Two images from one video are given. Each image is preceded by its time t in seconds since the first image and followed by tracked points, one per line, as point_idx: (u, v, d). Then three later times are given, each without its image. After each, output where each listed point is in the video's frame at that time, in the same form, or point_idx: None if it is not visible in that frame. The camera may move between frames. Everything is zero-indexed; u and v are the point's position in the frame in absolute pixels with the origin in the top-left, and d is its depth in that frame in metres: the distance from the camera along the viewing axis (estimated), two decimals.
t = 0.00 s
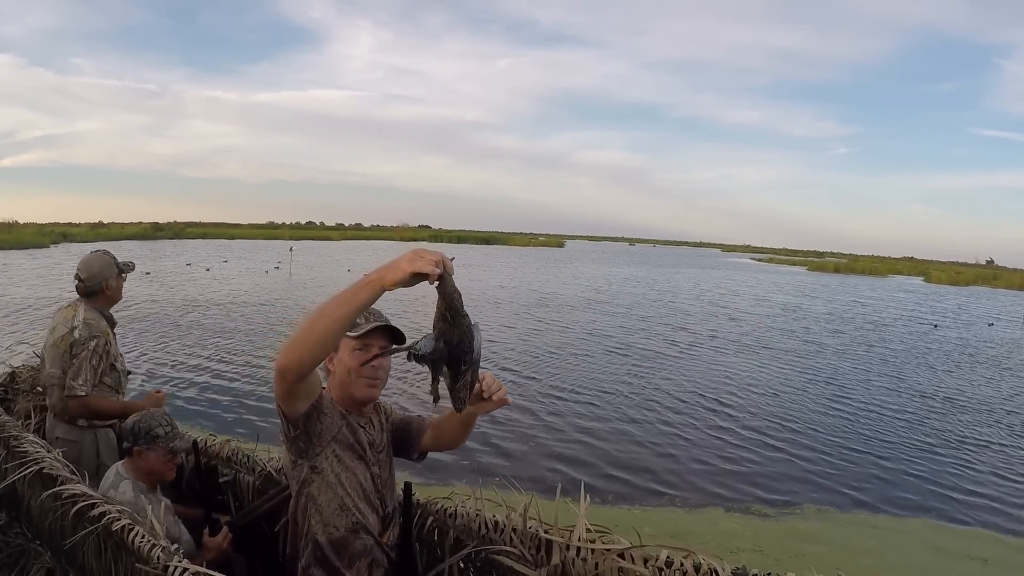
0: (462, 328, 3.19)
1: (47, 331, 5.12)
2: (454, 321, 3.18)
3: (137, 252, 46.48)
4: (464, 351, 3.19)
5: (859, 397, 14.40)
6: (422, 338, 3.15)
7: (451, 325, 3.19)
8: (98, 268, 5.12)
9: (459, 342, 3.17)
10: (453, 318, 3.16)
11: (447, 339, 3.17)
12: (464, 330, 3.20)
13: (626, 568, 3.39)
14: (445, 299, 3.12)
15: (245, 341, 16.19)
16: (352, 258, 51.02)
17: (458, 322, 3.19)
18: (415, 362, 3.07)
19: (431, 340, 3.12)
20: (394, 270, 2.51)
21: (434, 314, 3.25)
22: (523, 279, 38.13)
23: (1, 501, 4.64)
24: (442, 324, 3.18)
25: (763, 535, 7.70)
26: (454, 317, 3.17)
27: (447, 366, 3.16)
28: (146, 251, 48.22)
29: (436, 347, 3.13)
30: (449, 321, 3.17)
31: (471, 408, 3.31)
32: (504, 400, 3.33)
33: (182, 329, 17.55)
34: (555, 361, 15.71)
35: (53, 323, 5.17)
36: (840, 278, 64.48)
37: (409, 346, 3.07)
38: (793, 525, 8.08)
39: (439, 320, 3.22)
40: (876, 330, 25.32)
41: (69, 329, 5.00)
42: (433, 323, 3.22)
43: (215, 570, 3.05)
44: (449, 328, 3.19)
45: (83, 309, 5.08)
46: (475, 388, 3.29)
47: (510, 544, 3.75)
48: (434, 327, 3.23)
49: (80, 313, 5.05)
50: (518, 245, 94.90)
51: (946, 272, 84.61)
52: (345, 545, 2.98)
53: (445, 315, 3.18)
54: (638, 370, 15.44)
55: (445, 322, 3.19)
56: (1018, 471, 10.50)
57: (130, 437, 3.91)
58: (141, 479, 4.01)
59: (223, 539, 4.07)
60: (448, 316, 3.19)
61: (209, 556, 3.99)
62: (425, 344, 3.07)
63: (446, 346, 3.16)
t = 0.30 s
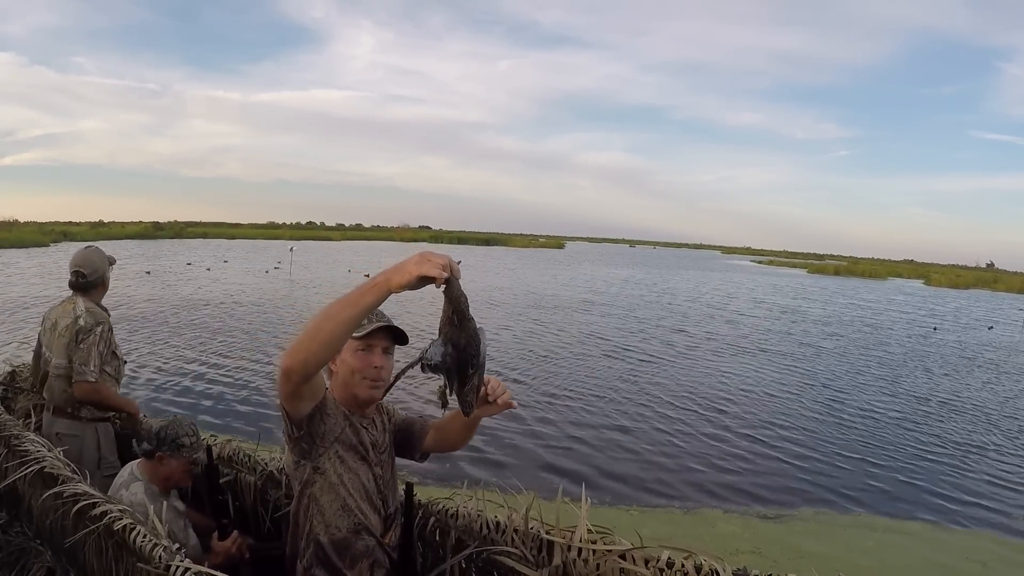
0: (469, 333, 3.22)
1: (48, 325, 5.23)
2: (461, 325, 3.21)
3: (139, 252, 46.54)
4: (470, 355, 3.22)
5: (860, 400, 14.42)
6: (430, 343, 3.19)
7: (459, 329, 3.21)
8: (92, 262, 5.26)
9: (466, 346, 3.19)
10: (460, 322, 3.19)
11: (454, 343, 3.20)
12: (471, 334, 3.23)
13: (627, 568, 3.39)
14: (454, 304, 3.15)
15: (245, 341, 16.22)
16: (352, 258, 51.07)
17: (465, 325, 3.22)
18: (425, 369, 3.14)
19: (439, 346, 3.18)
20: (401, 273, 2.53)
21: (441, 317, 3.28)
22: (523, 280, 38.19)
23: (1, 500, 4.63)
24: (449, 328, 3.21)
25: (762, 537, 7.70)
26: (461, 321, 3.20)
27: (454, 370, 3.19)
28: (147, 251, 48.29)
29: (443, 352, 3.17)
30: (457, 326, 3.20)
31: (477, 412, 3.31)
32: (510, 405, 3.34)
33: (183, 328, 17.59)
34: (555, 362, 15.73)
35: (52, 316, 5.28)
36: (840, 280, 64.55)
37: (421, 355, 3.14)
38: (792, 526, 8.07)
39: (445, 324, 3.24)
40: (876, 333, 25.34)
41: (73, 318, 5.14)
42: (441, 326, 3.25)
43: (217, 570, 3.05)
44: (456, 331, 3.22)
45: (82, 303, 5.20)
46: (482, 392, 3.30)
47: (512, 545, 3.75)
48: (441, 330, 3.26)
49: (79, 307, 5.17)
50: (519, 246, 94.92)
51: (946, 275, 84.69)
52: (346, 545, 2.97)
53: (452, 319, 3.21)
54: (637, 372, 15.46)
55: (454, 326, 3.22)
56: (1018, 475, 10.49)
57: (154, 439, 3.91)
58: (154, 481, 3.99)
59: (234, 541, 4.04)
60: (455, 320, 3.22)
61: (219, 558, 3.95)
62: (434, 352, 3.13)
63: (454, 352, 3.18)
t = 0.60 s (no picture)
0: (469, 331, 3.23)
1: (45, 322, 5.35)
2: (461, 324, 3.22)
3: (138, 251, 46.50)
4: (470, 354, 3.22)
5: (860, 400, 14.42)
6: (430, 343, 3.22)
7: (458, 328, 3.22)
8: (87, 260, 5.48)
9: (465, 345, 3.20)
10: (460, 321, 3.21)
11: (454, 342, 3.20)
12: (471, 333, 3.24)
13: (628, 567, 3.39)
14: (452, 304, 3.17)
15: (245, 341, 16.23)
16: (352, 258, 51.05)
17: (465, 325, 3.23)
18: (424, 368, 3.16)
19: (439, 345, 3.18)
20: (402, 271, 2.53)
21: (441, 317, 3.29)
22: (523, 280, 38.21)
23: (2, 499, 4.63)
24: (449, 327, 3.22)
25: (762, 537, 7.69)
26: (461, 320, 3.22)
27: (454, 370, 3.19)
28: (147, 250, 48.26)
29: (443, 351, 3.18)
30: (457, 325, 3.21)
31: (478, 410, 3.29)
32: (511, 403, 3.33)
33: (182, 328, 17.59)
34: (554, 362, 15.74)
35: (50, 313, 5.41)
36: (839, 280, 64.58)
37: (420, 355, 3.17)
38: (791, 526, 8.07)
39: (446, 323, 3.25)
40: (876, 333, 25.34)
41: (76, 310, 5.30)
42: (441, 326, 3.26)
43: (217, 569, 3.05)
44: (457, 331, 3.23)
45: (79, 299, 5.39)
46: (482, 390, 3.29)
47: (513, 544, 3.75)
48: (442, 330, 3.27)
49: (76, 302, 5.36)
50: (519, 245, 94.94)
51: (946, 275, 84.72)
52: (346, 545, 2.97)
53: (452, 318, 3.22)
54: (637, 372, 15.47)
55: (454, 325, 3.23)
56: (1017, 475, 10.49)
57: (175, 447, 3.95)
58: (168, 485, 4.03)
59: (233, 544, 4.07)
60: (455, 319, 3.23)
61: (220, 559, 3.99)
62: (434, 351, 3.16)
63: (453, 352, 3.18)
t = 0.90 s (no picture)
0: (475, 330, 3.21)
1: (47, 315, 5.37)
2: (468, 323, 3.20)
3: (139, 245, 46.49)
4: (476, 353, 3.20)
5: (860, 400, 14.40)
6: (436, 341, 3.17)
7: (465, 327, 3.20)
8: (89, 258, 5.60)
9: (472, 344, 3.18)
10: (467, 320, 3.18)
11: (460, 340, 3.17)
12: (477, 332, 3.22)
13: (631, 565, 3.36)
14: (458, 302, 3.15)
15: (245, 336, 16.22)
16: (353, 254, 51.02)
17: (472, 323, 3.20)
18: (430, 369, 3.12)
19: (446, 344, 3.13)
20: (407, 269, 2.50)
21: (447, 316, 3.26)
22: (524, 277, 38.20)
23: (2, 494, 4.61)
24: (455, 326, 3.19)
25: (761, 536, 7.68)
26: (468, 318, 3.19)
27: (461, 369, 3.15)
28: (149, 245, 48.28)
29: (450, 350, 3.14)
30: (463, 323, 3.18)
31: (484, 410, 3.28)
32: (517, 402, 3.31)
33: (183, 323, 17.59)
34: (555, 359, 15.73)
35: (51, 308, 5.44)
36: (840, 280, 64.56)
37: (427, 354, 3.11)
38: (791, 525, 8.06)
39: (452, 321, 3.22)
40: (876, 333, 25.34)
41: (82, 304, 5.37)
42: (447, 325, 3.23)
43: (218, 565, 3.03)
44: (463, 329, 3.20)
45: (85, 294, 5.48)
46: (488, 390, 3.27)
47: (516, 541, 3.73)
48: (448, 328, 3.24)
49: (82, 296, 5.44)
50: (520, 243, 94.78)
51: (946, 276, 84.69)
52: (348, 541, 2.95)
53: (459, 317, 3.19)
54: (637, 370, 15.47)
55: (461, 323, 3.20)
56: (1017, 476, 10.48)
57: (200, 450, 3.98)
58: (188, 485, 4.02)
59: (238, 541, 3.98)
60: (462, 317, 3.20)
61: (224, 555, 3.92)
62: (442, 351, 3.10)
63: (459, 351, 3.15)
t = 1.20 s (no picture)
0: (480, 326, 3.13)
1: (55, 314, 5.35)
2: (473, 318, 3.13)
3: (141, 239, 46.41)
4: (482, 348, 3.15)
5: (861, 402, 14.36)
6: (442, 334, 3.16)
7: (471, 322, 3.13)
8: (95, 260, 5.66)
9: (478, 339, 3.12)
10: (473, 315, 3.11)
11: (466, 336, 3.12)
12: (483, 327, 3.15)
13: (636, 564, 3.34)
14: (461, 298, 3.07)
15: (246, 330, 16.19)
16: (355, 249, 50.94)
17: (477, 319, 3.13)
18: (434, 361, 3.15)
19: (450, 338, 3.11)
20: (415, 264, 2.47)
21: (453, 311, 3.20)
22: (525, 275, 38.17)
23: (2, 486, 4.58)
24: (461, 321, 3.13)
25: (760, 536, 7.65)
26: (474, 314, 3.12)
27: (466, 364, 3.13)
28: (150, 238, 48.24)
29: (454, 345, 3.11)
30: (468, 319, 3.11)
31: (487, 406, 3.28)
32: (520, 398, 3.32)
33: (184, 316, 17.57)
34: (555, 357, 15.71)
35: (56, 306, 5.42)
36: (842, 281, 64.48)
37: (430, 347, 3.11)
38: (790, 526, 8.03)
39: (457, 317, 3.16)
40: (877, 335, 25.30)
41: (95, 305, 5.44)
42: (453, 320, 3.17)
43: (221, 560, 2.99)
44: (469, 325, 3.13)
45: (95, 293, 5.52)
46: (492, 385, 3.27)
47: (520, 539, 3.70)
48: (454, 323, 3.18)
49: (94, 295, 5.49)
50: (521, 240, 94.74)
51: (948, 278, 84.53)
52: (352, 538, 2.91)
53: (465, 312, 3.12)
54: (638, 369, 15.46)
55: (466, 319, 3.13)
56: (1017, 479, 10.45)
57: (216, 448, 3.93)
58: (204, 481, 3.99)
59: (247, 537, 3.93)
60: (468, 313, 3.13)
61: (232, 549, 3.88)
62: (445, 343, 3.09)
63: (462, 347, 3.12)
